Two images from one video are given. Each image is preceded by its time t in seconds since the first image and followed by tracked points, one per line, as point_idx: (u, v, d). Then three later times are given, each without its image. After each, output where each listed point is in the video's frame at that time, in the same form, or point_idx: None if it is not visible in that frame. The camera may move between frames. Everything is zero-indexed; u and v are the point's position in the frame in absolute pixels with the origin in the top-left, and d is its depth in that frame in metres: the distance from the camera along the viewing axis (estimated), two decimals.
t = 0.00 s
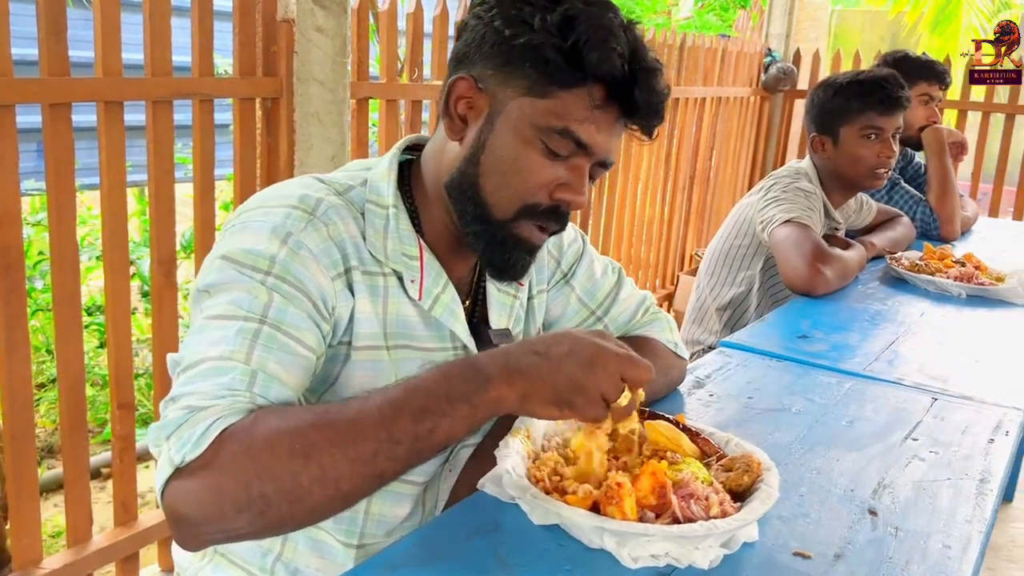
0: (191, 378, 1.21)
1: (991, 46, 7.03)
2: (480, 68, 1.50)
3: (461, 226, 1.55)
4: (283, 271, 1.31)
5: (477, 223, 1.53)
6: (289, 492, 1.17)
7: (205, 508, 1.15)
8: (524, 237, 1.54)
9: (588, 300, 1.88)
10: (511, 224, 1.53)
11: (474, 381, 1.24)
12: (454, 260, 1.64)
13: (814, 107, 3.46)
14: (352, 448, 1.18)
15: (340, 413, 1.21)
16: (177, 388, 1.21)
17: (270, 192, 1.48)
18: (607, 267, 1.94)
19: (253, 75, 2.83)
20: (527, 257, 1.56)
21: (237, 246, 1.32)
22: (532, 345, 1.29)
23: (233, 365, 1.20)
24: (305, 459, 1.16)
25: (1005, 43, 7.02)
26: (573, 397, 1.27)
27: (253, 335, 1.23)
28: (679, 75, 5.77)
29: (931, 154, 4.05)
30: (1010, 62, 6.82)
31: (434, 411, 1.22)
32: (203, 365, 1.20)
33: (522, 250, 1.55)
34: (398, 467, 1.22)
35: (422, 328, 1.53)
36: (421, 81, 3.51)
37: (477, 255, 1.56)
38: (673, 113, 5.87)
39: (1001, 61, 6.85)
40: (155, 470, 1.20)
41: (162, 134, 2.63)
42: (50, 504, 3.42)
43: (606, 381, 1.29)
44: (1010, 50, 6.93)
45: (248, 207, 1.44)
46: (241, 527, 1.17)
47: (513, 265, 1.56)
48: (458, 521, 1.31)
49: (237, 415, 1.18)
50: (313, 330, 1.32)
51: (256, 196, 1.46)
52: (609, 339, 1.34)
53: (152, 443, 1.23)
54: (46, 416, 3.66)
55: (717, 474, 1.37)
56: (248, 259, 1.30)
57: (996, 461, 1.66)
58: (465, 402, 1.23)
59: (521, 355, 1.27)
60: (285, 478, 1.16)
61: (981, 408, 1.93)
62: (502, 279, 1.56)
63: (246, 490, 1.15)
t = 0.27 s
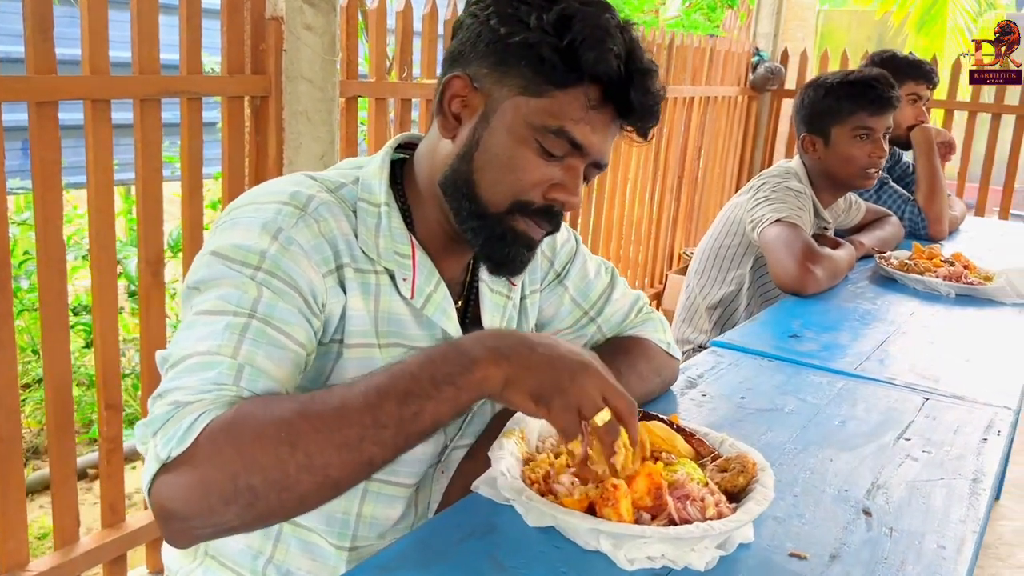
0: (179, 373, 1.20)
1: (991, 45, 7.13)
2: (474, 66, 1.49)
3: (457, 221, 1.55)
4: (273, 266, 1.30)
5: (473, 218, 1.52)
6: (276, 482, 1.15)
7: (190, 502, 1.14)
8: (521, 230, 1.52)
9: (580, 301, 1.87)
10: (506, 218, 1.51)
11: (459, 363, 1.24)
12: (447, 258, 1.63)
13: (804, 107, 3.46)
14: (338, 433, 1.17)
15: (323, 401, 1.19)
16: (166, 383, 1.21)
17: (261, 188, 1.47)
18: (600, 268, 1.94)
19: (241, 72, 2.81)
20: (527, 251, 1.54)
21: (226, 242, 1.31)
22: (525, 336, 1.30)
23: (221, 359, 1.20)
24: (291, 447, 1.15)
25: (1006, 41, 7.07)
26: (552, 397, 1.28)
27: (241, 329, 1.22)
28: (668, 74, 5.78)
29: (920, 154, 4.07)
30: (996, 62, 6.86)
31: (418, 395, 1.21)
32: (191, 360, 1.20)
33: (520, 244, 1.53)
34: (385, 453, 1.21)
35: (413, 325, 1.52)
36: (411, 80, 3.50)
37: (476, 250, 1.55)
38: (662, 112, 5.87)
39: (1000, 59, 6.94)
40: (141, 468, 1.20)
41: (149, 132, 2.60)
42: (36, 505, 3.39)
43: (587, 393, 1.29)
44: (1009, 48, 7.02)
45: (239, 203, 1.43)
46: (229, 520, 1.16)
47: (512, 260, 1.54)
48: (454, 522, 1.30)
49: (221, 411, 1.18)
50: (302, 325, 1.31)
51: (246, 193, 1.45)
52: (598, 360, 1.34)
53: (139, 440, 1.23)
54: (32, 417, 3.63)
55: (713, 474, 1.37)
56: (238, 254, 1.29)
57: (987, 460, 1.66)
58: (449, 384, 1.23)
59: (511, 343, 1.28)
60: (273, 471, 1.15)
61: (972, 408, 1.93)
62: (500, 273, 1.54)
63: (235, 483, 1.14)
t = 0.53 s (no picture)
0: (158, 372, 1.20)
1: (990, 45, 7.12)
2: (463, 65, 1.50)
3: (444, 222, 1.55)
4: (257, 267, 1.30)
5: (459, 220, 1.53)
6: (249, 486, 1.15)
7: (163, 503, 1.15)
8: (507, 233, 1.53)
9: (568, 298, 1.88)
10: (492, 222, 1.52)
11: (435, 372, 1.25)
12: (434, 257, 1.63)
13: (794, 106, 3.48)
14: (314, 440, 1.17)
15: (302, 408, 1.20)
16: (143, 381, 1.21)
17: (248, 188, 1.47)
18: (588, 265, 1.94)
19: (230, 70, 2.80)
20: (510, 255, 1.55)
21: (211, 241, 1.31)
22: (501, 350, 1.33)
23: (200, 360, 1.20)
24: (267, 452, 1.15)
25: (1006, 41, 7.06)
26: (531, 404, 1.29)
27: (222, 330, 1.23)
28: (658, 73, 5.79)
29: (910, 153, 4.08)
30: (984, 61, 6.90)
31: (395, 403, 1.22)
32: (171, 359, 1.20)
33: (505, 247, 1.54)
34: (359, 461, 1.21)
35: (401, 325, 1.52)
36: (400, 78, 3.50)
37: (460, 252, 1.56)
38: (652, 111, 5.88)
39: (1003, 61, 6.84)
40: (114, 464, 1.21)
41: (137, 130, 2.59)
42: (25, 505, 3.37)
43: (565, 403, 1.31)
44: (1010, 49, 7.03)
45: (224, 204, 1.43)
46: (198, 523, 1.16)
47: (495, 263, 1.55)
48: (441, 518, 1.31)
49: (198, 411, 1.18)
50: (284, 327, 1.32)
51: (231, 193, 1.45)
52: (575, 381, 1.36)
53: (115, 435, 1.23)
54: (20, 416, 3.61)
55: (699, 470, 1.37)
56: (222, 254, 1.29)
57: (972, 456, 1.67)
58: (426, 394, 1.24)
59: (488, 356, 1.30)
60: (247, 475, 1.15)
61: (959, 404, 1.94)
62: (484, 277, 1.55)
63: (207, 486, 1.14)
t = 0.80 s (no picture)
0: (141, 364, 1.21)
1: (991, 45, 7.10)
2: (449, 66, 1.50)
3: (430, 221, 1.57)
4: (241, 263, 1.31)
5: (444, 218, 1.54)
6: (232, 481, 1.16)
7: (146, 496, 1.15)
8: (491, 229, 1.53)
9: (556, 298, 1.89)
10: (477, 218, 1.52)
11: (421, 378, 1.27)
12: (420, 257, 1.64)
13: (785, 106, 3.49)
14: (300, 439, 1.18)
15: (286, 406, 1.21)
16: (126, 374, 1.21)
17: (233, 186, 1.48)
18: (575, 266, 1.95)
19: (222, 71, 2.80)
20: (497, 252, 1.56)
21: (195, 239, 1.32)
22: (487, 359, 1.34)
23: (185, 354, 1.20)
24: (252, 449, 1.17)
25: (1006, 41, 7.06)
26: (511, 418, 1.28)
27: (207, 325, 1.23)
28: (652, 72, 5.79)
29: (903, 153, 4.09)
30: (978, 62, 6.91)
31: (381, 406, 1.23)
32: (155, 352, 1.20)
33: (490, 244, 1.54)
34: (343, 460, 1.22)
35: (385, 324, 1.53)
36: (393, 78, 3.50)
37: (447, 251, 1.57)
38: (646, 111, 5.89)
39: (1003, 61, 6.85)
40: (95, 454, 1.21)
41: (129, 130, 2.59)
42: (17, 504, 3.37)
43: (546, 414, 1.30)
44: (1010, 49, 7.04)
45: (209, 200, 1.44)
46: (180, 516, 1.17)
47: (483, 260, 1.56)
48: (424, 516, 1.32)
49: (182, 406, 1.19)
50: (268, 323, 1.32)
51: (218, 189, 1.46)
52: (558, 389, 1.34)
53: (95, 425, 1.23)
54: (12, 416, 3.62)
55: (683, 469, 1.38)
56: (206, 251, 1.30)
57: (956, 455, 1.68)
58: (412, 397, 1.25)
59: (475, 363, 1.31)
60: (229, 469, 1.16)
61: (945, 403, 1.95)
62: (471, 274, 1.56)
63: (190, 481, 1.15)
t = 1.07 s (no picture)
0: (143, 366, 1.22)
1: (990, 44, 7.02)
2: (439, 66, 1.51)
3: (421, 219, 1.58)
4: (234, 262, 1.32)
5: (436, 216, 1.55)
6: (236, 476, 1.17)
7: (150, 493, 1.17)
8: (482, 226, 1.54)
9: (548, 298, 1.90)
10: (469, 215, 1.53)
11: (423, 361, 1.25)
12: (411, 257, 1.66)
13: (780, 106, 3.50)
14: (301, 430, 1.18)
15: (287, 398, 1.21)
16: (128, 376, 1.23)
17: (225, 186, 1.49)
18: (567, 265, 1.96)
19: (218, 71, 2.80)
20: (489, 249, 1.56)
21: (188, 238, 1.33)
22: (486, 331, 1.32)
23: (184, 352, 1.22)
24: (253, 442, 1.17)
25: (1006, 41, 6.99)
26: (521, 389, 1.29)
27: (204, 323, 1.24)
28: (650, 72, 5.79)
29: (899, 151, 4.08)
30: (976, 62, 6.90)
31: (383, 393, 1.22)
32: (155, 352, 1.22)
33: (482, 241, 1.55)
34: (347, 451, 1.22)
35: (377, 322, 1.54)
36: (389, 79, 3.51)
37: (439, 247, 1.58)
38: (644, 110, 5.89)
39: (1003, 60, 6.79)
40: (104, 459, 1.22)
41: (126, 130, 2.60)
42: (16, 504, 3.39)
43: (553, 377, 1.32)
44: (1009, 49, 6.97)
45: (201, 201, 1.45)
46: (188, 513, 1.18)
47: (474, 257, 1.57)
48: (413, 514, 1.33)
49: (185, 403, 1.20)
50: (264, 320, 1.33)
51: (211, 190, 1.47)
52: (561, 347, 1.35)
53: (103, 430, 1.25)
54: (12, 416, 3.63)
55: (670, 467, 1.39)
56: (199, 251, 1.31)
57: (945, 454, 1.69)
58: (414, 381, 1.23)
59: (475, 340, 1.29)
60: (234, 465, 1.16)
61: (935, 403, 1.96)
62: (463, 270, 1.57)
63: (195, 476, 1.16)
